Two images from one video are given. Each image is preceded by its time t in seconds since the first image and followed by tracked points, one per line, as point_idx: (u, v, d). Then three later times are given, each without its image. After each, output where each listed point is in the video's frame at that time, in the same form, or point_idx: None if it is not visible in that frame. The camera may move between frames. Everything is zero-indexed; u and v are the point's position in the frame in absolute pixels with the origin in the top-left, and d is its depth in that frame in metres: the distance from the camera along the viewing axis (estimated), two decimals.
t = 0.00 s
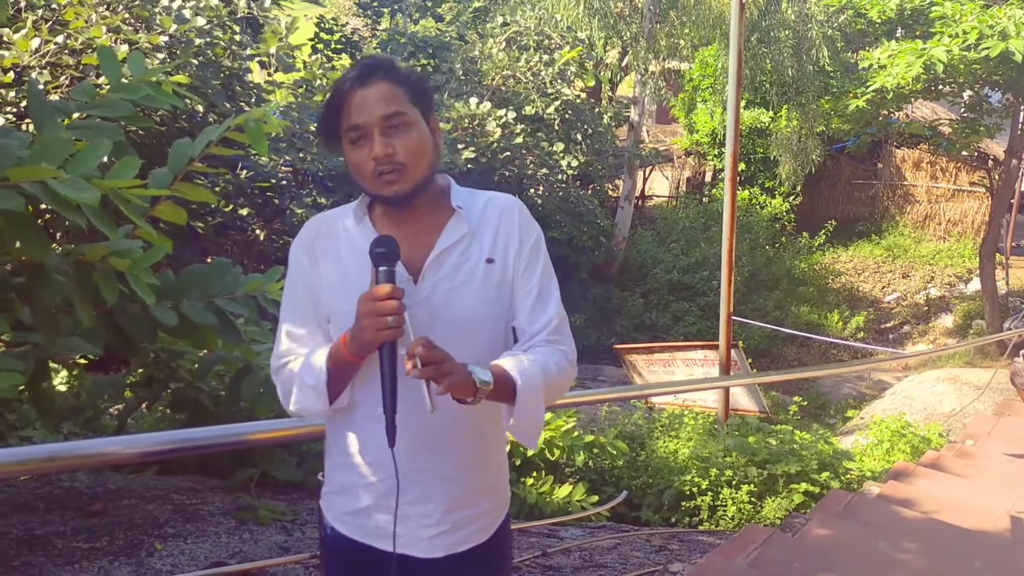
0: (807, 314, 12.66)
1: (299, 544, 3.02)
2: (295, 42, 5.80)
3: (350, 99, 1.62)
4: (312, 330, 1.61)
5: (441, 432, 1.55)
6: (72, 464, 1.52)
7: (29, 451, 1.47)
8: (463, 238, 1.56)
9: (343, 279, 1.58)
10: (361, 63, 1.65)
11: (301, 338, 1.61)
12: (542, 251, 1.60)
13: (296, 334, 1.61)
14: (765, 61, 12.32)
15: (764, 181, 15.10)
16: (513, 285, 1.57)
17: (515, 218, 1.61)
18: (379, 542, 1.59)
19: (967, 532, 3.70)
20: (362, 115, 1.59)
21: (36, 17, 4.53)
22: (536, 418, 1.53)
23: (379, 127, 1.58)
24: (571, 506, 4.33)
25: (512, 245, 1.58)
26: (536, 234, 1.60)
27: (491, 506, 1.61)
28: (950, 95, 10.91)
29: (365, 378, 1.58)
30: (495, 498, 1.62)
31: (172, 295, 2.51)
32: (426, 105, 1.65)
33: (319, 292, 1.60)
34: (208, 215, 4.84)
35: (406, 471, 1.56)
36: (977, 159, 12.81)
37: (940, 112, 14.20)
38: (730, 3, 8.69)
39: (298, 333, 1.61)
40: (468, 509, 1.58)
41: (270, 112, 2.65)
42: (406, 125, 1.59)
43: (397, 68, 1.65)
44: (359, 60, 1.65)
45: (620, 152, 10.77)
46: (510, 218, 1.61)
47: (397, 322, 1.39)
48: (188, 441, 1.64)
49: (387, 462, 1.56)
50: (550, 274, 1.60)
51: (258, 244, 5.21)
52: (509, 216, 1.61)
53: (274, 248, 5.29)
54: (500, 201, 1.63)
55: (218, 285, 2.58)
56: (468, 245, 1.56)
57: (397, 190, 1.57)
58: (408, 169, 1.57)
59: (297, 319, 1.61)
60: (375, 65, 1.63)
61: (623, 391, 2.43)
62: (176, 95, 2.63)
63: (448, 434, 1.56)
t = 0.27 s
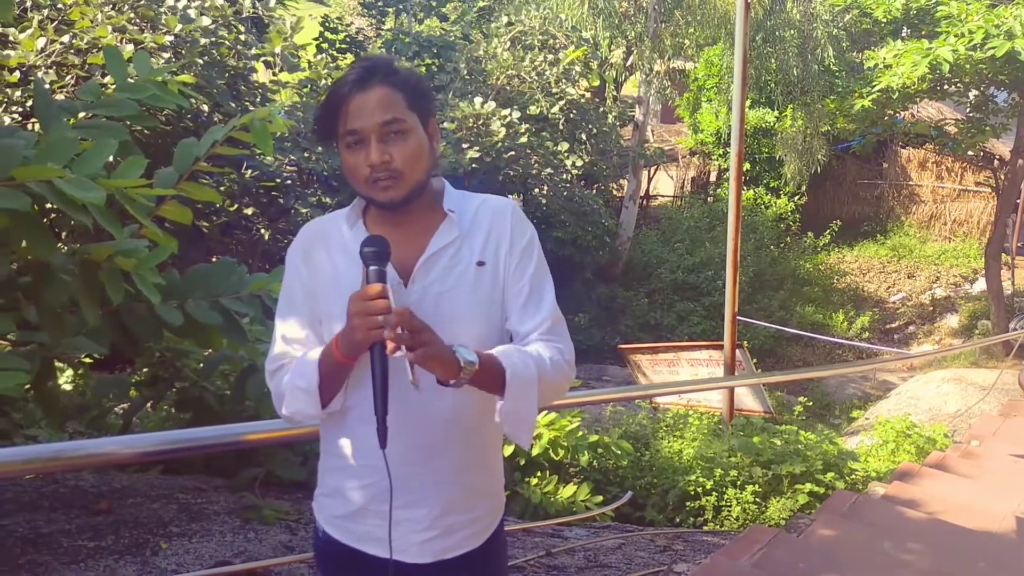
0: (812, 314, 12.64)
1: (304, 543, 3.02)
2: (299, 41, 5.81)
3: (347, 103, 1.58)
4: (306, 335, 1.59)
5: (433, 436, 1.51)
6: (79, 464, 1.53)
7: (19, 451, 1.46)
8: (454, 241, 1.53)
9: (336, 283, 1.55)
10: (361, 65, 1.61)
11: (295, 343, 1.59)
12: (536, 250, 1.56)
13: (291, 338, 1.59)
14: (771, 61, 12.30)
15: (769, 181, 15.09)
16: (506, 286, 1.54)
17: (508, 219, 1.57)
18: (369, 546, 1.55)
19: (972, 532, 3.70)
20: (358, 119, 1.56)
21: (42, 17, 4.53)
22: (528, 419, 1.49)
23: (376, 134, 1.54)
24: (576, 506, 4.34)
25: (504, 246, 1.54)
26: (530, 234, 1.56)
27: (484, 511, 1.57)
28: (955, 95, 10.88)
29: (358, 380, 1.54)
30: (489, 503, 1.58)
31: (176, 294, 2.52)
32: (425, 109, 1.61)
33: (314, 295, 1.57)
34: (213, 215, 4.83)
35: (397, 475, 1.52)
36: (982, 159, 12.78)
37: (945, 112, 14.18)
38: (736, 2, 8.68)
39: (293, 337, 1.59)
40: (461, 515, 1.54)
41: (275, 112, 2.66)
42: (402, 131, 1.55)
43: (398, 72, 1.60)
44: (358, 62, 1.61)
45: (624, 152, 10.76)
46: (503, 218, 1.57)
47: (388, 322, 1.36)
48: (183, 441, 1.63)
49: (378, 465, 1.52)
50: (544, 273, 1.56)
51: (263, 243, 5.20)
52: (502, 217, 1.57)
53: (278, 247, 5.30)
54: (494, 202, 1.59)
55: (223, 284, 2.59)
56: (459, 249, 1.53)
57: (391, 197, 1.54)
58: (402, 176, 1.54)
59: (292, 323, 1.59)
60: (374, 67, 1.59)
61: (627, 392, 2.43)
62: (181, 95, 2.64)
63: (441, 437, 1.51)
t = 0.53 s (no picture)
0: (816, 313, 12.62)
1: (307, 542, 3.02)
2: (304, 41, 5.81)
3: (342, 102, 1.59)
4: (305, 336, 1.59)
5: (430, 437, 1.50)
6: (85, 462, 1.53)
7: (24, 450, 1.46)
8: (448, 241, 1.51)
9: (331, 283, 1.55)
10: (358, 64, 1.61)
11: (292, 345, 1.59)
12: (537, 251, 1.55)
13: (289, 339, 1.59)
14: (775, 60, 12.29)
15: (773, 180, 15.08)
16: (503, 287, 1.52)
17: (504, 221, 1.56)
18: (367, 547, 1.55)
19: (976, 532, 3.69)
20: (354, 117, 1.56)
21: (46, 16, 4.54)
22: (586, 411, 1.49)
23: (370, 132, 1.55)
24: (579, 506, 4.34)
25: (502, 248, 1.53)
26: (529, 235, 1.55)
27: (481, 514, 1.55)
28: (960, 94, 10.85)
29: (357, 380, 1.54)
30: (488, 506, 1.56)
31: (181, 293, 2.52)
32: (422, 110, 1.61)
33: (310, 295, 1.57)
34: (217, 214, 4.84)
35: (394, 475, 1.51)
36: (987, 158, 12.75)
37: (950, 111, 14.14)
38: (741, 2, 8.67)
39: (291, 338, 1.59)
40: (456, 517, 1.52)
41: (279, 111, 2.67)
42: (398, 130, 1.55)
43: (396, 72, 1.61)
44: (356, 61, 1.62)
45: (628, 151, 10.76)
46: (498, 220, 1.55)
47: (382, 317, 1.36)
48: (188, 439, 1.64)
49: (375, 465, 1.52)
50: (549, 274, 1.55)
51: (267, 242, 5.21)
52: (498, 218, 1.55)
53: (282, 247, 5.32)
54: (490, 204, 1.57)
55: (228, 284, 2.59)
56: (453, 248, 1.51)
57: (383, 195, 1.54)
58: (396, 174, 1.53)
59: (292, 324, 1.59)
60: (372, 66, 1.60)
61: (631, 391, 2.42)
62: (186, 94, 2.64)
63: (437, 439, 1.50)
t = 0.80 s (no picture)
0: (818, 312, 12.62)
1: (309, 541, 3.03)
2: (306, 40, 5.82)
3: (341, 104, 1.58)
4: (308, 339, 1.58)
5: (434, 441, 1.49)
6: (86, 461, 1.53)
7: (27, 448, 1.46)
8: (456, 245, 1.51)
9: (334, 284, 1.54)
10: (357, 65, 1.60)
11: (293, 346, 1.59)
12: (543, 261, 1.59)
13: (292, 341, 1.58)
14: (777, 59, 12.29)
15: (775, 180, 15.07)
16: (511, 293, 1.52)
17: (513, 227, 1.57)
18: (372, 547, 1.56)
19: (979, 532, 3.69)
20: (354, 120, 1.56)
21: (49, 15, 4.55)
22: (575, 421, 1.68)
23: (372, 134, 1.55)
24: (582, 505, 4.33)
25: (509, 253, 1.53)
26: (535, 243, 1.58)
27: (486, 516, 1.55)
28: (962, 94, 10.84)
29: (360, 381, 1.54)
30: (493, 509, 1.56)
31: (183, 292, 2.53)
32: (423, 111, 1.61)
33: (314, 298, 1.56)
34: (220, 213, 4.85)
35: (400, 478, 1.51)
36: (990, 157, 12.73)
37: (953, 111, 14.13)
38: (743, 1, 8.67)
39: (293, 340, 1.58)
40: (462, 520, 1.53)
41: (281, 111, 2.67)
42: (399, 133, 1.55)
43: (396, 72, 1.60)
44: (355, 61, 1.61)
45: (631, 150, 10.77)
46: (506, 224, 1.56)
47: (380, 319, 1.36)
48: (190, 439, 1.64)
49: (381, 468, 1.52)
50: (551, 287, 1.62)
51: (269, 242, 5.21)
52: (505, 223, 1.56)
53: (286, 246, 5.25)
54: (496, 208, 1.58)
55: (230, 283, 2.59)
56: (461, 252, 1.51)
57: (386, 199, 1.53)
58: (397, 177, 1.53)
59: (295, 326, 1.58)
60: (371, 67, 1.59)
61: (632, 391, 2.42)
62: (189, 94, 2.64)
63: (442, 443, 1.49)
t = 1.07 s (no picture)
0: (819, 312, 12.61)
1: (310, 540, 3.03)
2: (307, 39, 5.81)
3: (374, 100, 1.56)
4: (313, 333, 1.55)
5: (455, 440, 1.50)
6: (85, 461, 1.52)
7: (27, 448, 1.46)
8: (482, 248, 1.52)
9: (347, 281, 1.51)
10: (393, 61, 1.58)
11: (296, 341, 1.56)
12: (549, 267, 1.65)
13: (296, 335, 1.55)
14: (778, 59, 12.30)
15: (776, 179, 15.07)
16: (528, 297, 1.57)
17: (529, 233, 1.61)
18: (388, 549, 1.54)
19: (980, 532, 3.68)
20: (387, 117, 1.54)
21: (50, 14, 4.55)
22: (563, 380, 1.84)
23: (404, 134, 1.53)
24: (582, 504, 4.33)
25: (526, 258, 1.58)
26: (544, 249, 1.63)
27: (498, 513, 1.58)
28: (963, 94, 10.83)
29: (370, 380, 1.51)
30: (504, 505, 1.59)
31: (184, 291, 2.53)
32: (455, 114, 1.60)
33: (323, 294, 1.53)
34: (220, 212, 4.86)
35: (419, 479, 1.51)
36: (991, 157, 12.72)
37: (954, 110, 14.12)
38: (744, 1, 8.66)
39: (298, 334, 1.56)
40: (477, 517, 1.54)
41: (282, 110, 2.67)
42: (432, 136, 1.55)
43: (432, 72, 1.59)
44: (392, 57, 1.58)
45: (632, 150, 10.77)
46: (524, 230, 1.59)
47: (405, 326, 1.36)
48: (190, 438, 1.64)
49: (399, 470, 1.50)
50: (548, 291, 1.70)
51: (270, 241, 5.20)
52: (524, 229, 1.59)
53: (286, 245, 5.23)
54: (516, 214, 1.60)
55: (231, 283, 2.59)
56: (485, 254, 1.52)
57: (413, 201, 1.53)
58: (426, 180, 1.53)
59: (301, 322, 1.54)
60: (408, 66, 1.57)
61: (634, 390, 2.42)
62: (189, 93, 2.63)
63: (462, 442, 1.51)
